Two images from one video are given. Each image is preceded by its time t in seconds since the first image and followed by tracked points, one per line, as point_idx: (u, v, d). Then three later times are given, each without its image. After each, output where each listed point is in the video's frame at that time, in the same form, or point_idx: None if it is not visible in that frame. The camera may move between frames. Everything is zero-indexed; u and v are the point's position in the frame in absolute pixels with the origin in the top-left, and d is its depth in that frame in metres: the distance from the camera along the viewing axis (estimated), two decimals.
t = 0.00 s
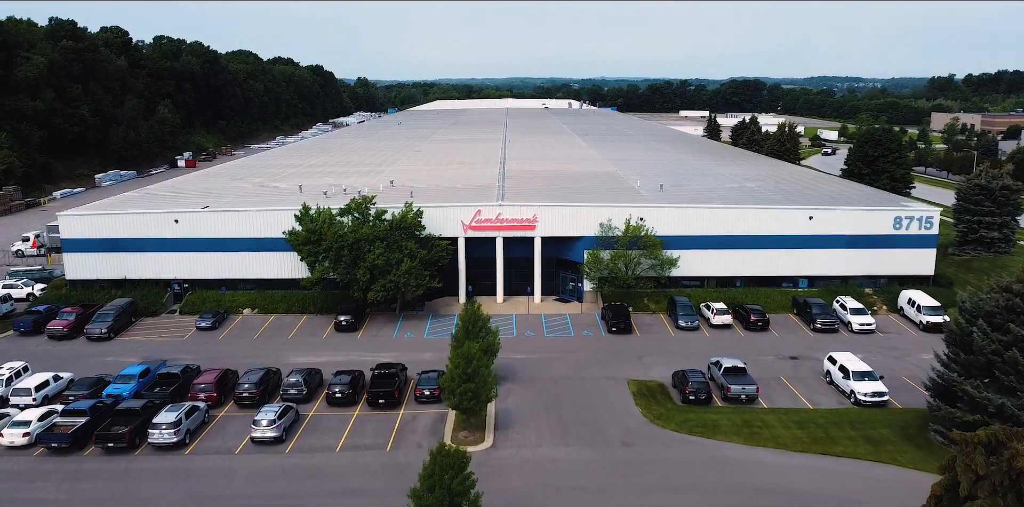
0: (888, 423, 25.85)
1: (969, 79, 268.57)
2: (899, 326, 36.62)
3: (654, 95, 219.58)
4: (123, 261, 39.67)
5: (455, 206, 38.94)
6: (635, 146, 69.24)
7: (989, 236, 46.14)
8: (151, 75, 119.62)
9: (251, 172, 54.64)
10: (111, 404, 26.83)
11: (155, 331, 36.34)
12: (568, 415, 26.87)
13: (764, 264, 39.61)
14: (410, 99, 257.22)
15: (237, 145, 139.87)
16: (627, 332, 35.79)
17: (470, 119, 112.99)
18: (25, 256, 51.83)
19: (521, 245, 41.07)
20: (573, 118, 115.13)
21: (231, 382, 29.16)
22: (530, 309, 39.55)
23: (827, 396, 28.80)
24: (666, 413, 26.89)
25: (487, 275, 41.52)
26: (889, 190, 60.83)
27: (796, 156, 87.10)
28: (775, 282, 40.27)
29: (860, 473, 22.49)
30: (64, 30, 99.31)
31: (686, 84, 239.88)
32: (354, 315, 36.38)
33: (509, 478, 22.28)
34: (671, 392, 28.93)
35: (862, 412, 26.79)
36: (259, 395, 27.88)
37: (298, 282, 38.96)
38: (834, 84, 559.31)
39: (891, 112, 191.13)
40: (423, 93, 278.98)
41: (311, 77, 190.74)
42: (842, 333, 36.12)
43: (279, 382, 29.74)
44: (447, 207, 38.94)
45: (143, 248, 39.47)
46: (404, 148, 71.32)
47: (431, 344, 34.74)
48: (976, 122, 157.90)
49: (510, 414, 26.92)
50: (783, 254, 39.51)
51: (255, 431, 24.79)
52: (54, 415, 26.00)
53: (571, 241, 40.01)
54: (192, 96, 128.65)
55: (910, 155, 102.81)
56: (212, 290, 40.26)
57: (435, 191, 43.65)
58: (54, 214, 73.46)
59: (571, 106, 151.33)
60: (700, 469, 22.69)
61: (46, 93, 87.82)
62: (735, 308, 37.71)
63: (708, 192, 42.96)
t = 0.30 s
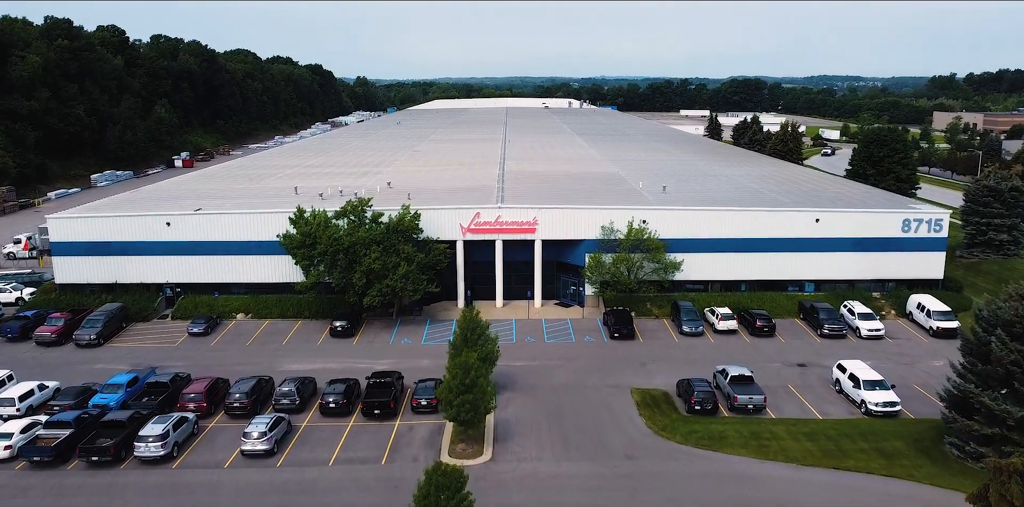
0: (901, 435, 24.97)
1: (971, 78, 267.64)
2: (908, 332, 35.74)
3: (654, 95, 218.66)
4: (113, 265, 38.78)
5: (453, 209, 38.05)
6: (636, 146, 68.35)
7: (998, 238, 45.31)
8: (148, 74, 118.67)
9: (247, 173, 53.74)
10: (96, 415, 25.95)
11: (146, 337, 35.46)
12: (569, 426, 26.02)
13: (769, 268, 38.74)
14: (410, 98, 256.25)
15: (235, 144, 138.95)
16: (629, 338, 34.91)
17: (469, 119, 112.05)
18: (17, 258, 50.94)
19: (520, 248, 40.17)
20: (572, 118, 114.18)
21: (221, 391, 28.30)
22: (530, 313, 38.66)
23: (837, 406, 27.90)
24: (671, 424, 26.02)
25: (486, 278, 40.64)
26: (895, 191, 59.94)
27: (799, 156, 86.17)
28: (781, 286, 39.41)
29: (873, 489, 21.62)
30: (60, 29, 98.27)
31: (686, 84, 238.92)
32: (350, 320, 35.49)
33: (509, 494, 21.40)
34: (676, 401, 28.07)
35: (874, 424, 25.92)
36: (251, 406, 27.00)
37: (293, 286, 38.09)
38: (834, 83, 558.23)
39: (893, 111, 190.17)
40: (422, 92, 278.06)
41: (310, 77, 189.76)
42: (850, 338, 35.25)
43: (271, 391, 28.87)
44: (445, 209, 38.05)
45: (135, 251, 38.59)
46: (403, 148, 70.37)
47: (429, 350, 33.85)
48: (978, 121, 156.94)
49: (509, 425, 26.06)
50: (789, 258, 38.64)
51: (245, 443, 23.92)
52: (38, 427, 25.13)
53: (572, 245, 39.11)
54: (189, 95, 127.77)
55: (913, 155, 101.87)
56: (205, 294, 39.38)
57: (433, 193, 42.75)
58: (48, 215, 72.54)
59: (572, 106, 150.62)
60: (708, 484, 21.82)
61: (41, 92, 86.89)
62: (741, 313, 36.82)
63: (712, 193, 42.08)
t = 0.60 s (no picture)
0: (916, 448, 24.08)
1: (972, 77, 266.57)
2: (918, 338, 34.84)
3: (655, 94, 217.70)
4: (104, 269, 37.89)
5: (451, 211, 37.14)
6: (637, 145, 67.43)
7: (1007, 240, 44.44)
8: (145, 73, 117.74)
9: (242, 174, 52.81)
10: (81, 426, 25.05)
11: (136, 343, 34.56)
12: (571, 438, 25.12)
13: (775, 271, 37.85)
14: (410, 97, 255.17)
15: (233, 144, 138.05)
16: (632, 344, 34.00)
17: (468, 118, 111.07)
18: (8, 261, 50.07)
19: (520, 251, 39.26)
20: (573, 117, 113.21)
21: (211, 401, 27.39)
22: (530, 318, 37.77)
23: (847, 416, 27.00)
24: (676, 436, 25.12)
25: (485, 282, 39.73)
26: (901, 192, 59.03)
27: (802, 156, 85.17)
28: (787, 291, 38.50)
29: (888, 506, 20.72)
30: (55, 27, 97.28)
31: (687, 83, 237.86)
32: (346, 326, 34.59)
33: None
34: (681, 412, 27.18)
35: (886, 436, 25.03)
36: (242, 417, 26.10)
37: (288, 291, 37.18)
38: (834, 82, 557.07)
39: (895, 110, 189.11)
40: (422, 91, 277.09)
41: (309, 76, 188.86)
42: (859, 345, 34.35)
43: (263, 400, 27.96)
44: (444, 212, 37.14)
45: (125, 255, 37.70)
46: (401, 148, 69.47)
47: (427, 357, 32.95)
48: (981, 120, 155.84)
49: (509, 437, 25.16)
50: (795, 261, 37.74)
51: (234, 457, 23.03)
52: (20, 440, 24.24)
53: (573, 248, 38.20)
54: (187, 95, 126.81)
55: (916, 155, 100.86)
56: (197, 299, 38.48)
57: (431, 194, 41.84)
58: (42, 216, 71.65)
59: (572, 105, 149.63)
60: (716, 501, 20.92)
61: (36, 92, 86.02)
62: (746, 318, 35.93)
63: (716, 195, 41.17)
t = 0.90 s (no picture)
0: (931, 460, 23.18)
1: (974, 75, 265.46)
2: (928, 342, 33.93)
3: (655, 92, 216.71)
4: (93, 271, 36.97)
5: (449, 212, 36.22)
6: (639, 144, 66.48)
7: (1018, 241, 43.47)
8: (142, 70, 116.71)
9: (237, 174, 51.89)
10: (64, 438, 24.13)
11: (126, 348, 33.66)
12: (573, 450, 24.23)
13: (781, 274, 36.95)
14: (410, 95, 254.27)
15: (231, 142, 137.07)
16: (635, 350, 33.11)
17: (467, 116, 110.10)
18: None
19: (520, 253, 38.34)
20: (573, 115, 112.19)
21: (200, 410, 26.48)
22: (530, 322, 36.87)
23: (858, 426, 26.09)
24: (682, 447, 24.23)
25: (484, 285, 38.81)
26: (907, 192, 58.11)
27: (805, 155, 84.18)
28: (793, 294, 37.59)
29: None
30: (50, 24, 96.18)
31: (687, 81, 236.80)
32: (341, 330, 33.68)
33: None
34: (687, 421, 26.29)
35: (899, 447, 24.15)
36: (232, 427, 25.19)
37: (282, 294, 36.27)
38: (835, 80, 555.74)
39: (897, 108, 188.09)
40: (422, 89, 275.87)
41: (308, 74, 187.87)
42: (868, 350, 33.45)
43: (254, 409, 27.06)
44: (442, 213, 36.22)
45: (116, 257, 36.79)
46: (400, 147, 68.53)
47: (424, 363, 32.04)
48: (983, 118, 154.82)
49: (508, 449, 24.27)
50: (802, 263, 36.85)
51: (222, 471, 22.11)
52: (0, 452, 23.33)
53: (574, 250, 37.30)
54: (184, 93, 125.81)
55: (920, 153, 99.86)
56: (189, 302, 37.57)
57: (428, 195, 40.92)
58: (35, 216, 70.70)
59: (572, 103, 148.62)
60: None
61: (31, 90, 85.03)
62: (752, 322, 35.03)
63: (720, 196, 40.26)
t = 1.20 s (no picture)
0: (948, 471, 22.30)
1: (976, 69, 264.18)
2: (940, 345, 33.02)
3: (657, 87, 215.80)
4: (82, 272, 36.04)
5: (448, 212, 35.28)
6: (642, 141, 65.54)
7: None
8: (138, 65, 115.68)
9: (232, 171, 50.90)
10: (46, 447, 23.23)
11: (116, 351, 32.76)
12: (575, 460, 23.34)
13: (788, 275, 36.04)
14: (410, 90, 253.17)
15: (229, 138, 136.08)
16: (639, 353, 32.19)
17: (468, 112, 109.05)
18: None
19: (520, 253, 37.39)
20: (574, 111, 111.21)
21: (189, 417, 25.59)
22: (530, 324, 35.95)
23: (871, 434, 25.19)
24: (689, 457, 23.34)
25: (483, 285, 37.89)
26: (914, 189, 57.12)
27: (810, 151, 83.18)
28: (800, 295, 36.70)
29: None
30: (45, 19, 95.21)
31: (688, 76, 235.47)
32: (336, 333, 32.77)
33: None
34: (693, 429, 25.40)
35: (915, 457, 23.26)
36: (221, 435, 24.30)
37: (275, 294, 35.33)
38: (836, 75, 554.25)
39: (899, 103, 186.97)
40: (422, 84, 274.53)
41: (308, 69, 186.76)
42: (878, 353, 32.56)
43: (245, 416, 26.17)
44: (440, 212, 35.28)
45: (105, 257, 35.87)
46: (399, 143, 67.58)
47: (421, 367, 31.13)
48: (987, 114, 153.71)
49: (508, 459, 23.40)
50: (810, 263, 35.92)
51: (210, 483, 21.20)
52: None
53: (576, 250, 36.38)
54: (182, 88, 124.77)
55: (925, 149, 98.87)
56: (181, 303, 36.65)
57: (427, 193, 39.97)
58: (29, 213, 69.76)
59: (573, 98, 147.54)
60: None
61: (25, 85, 84.07)
62: (758, 325, 34.11)
63: (725, 194, 39.33)
